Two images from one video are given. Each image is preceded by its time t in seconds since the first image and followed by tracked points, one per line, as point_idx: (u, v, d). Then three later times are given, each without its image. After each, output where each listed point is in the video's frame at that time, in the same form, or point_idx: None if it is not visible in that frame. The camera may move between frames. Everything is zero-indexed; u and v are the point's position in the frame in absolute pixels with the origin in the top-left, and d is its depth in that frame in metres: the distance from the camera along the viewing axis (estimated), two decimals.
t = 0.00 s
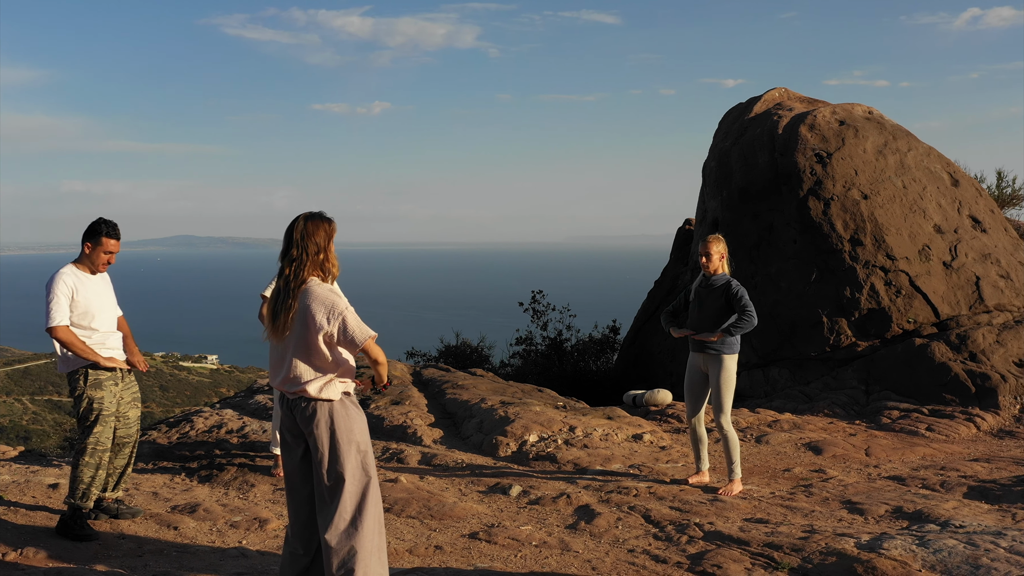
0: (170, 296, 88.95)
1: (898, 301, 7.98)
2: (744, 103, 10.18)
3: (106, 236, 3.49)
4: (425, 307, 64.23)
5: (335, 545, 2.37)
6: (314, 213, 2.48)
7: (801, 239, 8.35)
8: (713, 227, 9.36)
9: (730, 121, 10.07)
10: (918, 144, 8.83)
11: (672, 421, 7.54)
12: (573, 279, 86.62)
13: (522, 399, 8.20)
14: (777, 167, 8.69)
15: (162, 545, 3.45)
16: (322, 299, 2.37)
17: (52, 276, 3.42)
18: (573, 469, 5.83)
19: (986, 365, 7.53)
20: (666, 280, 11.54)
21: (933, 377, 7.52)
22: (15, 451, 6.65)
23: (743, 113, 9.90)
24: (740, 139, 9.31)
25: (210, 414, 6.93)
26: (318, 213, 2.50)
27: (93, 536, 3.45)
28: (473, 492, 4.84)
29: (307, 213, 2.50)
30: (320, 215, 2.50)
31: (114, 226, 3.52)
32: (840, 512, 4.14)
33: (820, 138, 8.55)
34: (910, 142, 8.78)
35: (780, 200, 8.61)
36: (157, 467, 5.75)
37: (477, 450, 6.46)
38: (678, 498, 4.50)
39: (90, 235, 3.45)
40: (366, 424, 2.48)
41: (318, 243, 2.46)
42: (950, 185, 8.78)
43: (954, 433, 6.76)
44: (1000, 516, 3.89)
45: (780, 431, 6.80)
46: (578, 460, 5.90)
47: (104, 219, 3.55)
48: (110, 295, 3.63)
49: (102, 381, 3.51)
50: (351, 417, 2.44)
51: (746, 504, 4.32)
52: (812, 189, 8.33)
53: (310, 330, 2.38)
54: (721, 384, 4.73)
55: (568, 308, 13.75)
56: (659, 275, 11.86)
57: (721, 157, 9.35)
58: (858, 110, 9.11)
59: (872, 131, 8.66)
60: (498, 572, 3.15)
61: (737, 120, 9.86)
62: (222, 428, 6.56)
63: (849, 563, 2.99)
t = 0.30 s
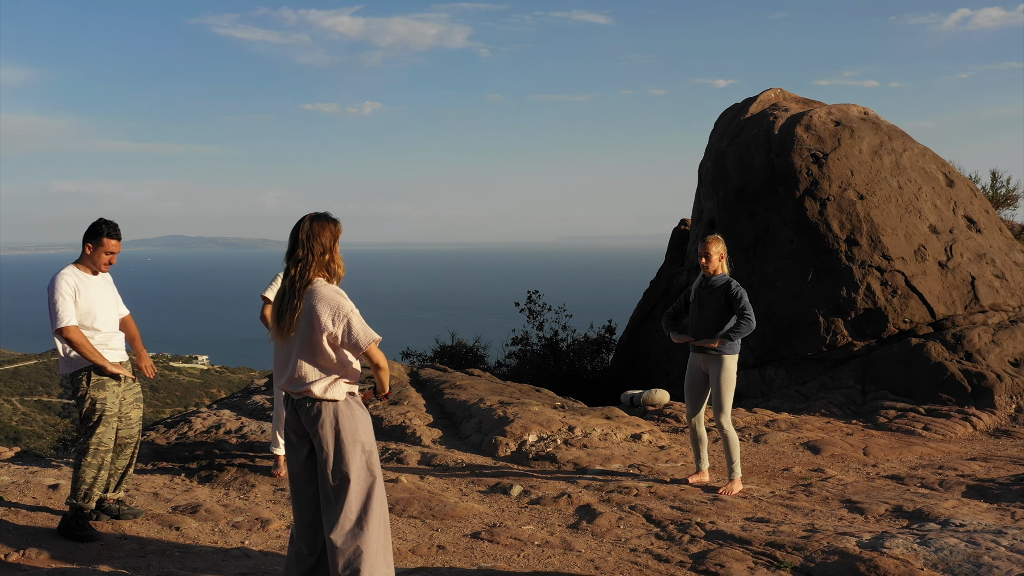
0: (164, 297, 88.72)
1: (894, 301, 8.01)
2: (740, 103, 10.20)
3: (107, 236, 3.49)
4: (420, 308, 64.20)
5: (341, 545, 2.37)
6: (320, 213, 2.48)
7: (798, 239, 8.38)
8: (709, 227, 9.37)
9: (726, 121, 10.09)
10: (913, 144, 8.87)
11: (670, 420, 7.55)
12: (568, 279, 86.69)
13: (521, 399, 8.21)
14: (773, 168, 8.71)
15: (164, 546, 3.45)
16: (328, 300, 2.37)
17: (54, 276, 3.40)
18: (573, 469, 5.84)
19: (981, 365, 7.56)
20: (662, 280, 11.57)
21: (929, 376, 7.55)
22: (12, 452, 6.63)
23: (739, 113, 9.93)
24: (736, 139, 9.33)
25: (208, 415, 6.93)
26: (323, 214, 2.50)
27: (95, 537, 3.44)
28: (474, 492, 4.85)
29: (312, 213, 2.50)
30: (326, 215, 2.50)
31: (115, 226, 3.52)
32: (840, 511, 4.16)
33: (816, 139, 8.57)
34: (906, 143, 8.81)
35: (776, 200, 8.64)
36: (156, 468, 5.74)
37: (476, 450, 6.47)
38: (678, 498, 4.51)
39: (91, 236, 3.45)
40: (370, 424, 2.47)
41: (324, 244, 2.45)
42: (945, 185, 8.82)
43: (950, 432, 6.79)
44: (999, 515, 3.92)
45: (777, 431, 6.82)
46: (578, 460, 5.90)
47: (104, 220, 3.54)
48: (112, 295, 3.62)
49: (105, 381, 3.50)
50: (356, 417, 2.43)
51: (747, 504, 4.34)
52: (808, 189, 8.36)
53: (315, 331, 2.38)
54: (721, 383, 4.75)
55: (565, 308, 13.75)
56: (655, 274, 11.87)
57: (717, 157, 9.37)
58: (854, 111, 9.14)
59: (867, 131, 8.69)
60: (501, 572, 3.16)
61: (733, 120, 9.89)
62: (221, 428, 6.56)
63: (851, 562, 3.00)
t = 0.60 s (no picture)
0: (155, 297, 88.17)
1: (890, 301, 8.04)
2: (736, 104, 10.23)
3: (109, 236, 3.49)
4: (416, 308, 64.17)
5: (346, 544, 2.36)
6: (324, 214, 2.48)
7: (794, 239, 8.41)
8: (706, 227, 9.39)
9: (722, 122, 10.12)
10: (908, 144, 8.90)
11: (668, 420, 7.57)
12: (564, 279, 86.76)
13: (518, 399, 8.22)
14: (769, 168, 8.74)
15: (166, 546, 3.45)
16: (332, 301, 2.36)
17: (55, 277, 3.39)
18: (573, 468, 5.85)
19: (977, 364, 7.59)
20: (658, 280, 11.59)
21: (926, 375, 7.57)
22: (8, 452, 6.60)
23: (735, 114, 9.95)
24: (732, 139, 9.35)
25: (206, 415, 6.92)
26: (327, 214, 2.50)
27: (97, 537, 3.44)
28: (474, 491, 4.85)
29: (316, 214, 2.50)
30: (330, 216, 2.50)
31: (116, 225, 3.52)
32: (840, 510, 4.17)
33: (812, 139, 8.59)
34: (901, 143, 8.85)
35: (772, 200, 8.66)
36: (155, 468, 5.74)
37: (475, 450, 6.47)
38: (679, 497, 4.52)
39: (93, 235, 3.45)
40: (374, 424, 2.46)
41: (328, 244, 2.45)
42: (941, 185, 8.86)
43: (947, 431, 6.82)
44: (998, 514, 3.94)
45: (775, 430, 6.83)
46: (578, 460, 5.91)
47: (105, 219, 3.53)
48: (114, 295, 3.62)
49: (107, 382, 3.50)
50: (360, 417, 2.42)
51: (747, 503, 4.35)
52: (805, 189, 8.38)
53: (320, 331, 2.37)
54: (721, 383, 4.76)
55: (560, 308, 13.76)
56: (651, 274, 11.88)
57: (713, 158, 9.39)
58: (850, 111, 9.17)
59: (863, 132, 8.72)
60: (504, 571, 3.16)
61: (729, 120, 9.91)
62: (219, 428, 6.55)
63: (852, 561, 3.01)
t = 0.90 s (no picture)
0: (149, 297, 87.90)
1: (886, 301, 8.07)
2: (732, 104, 10.26)
3: (110, 235, 3.49)
4: (411, 308, 64.11)
5: (350, 544, 2.35)
6: (329, 214, 2.47)
7: (790, 239, 8.44)
8: (702, 227, 9.41)
9: (718, 122, 10.14)
10: (903, 145, 8.94)
11: (666, 420, 7.58)
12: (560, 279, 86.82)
13: (516, 399, 8.22)
14: (765, 168, 8.76)
15: (168, 546, 3.44)
16: (337, 302, 2.36)
17: (56, 277, 3.39)
18: (572, 468, 5.85)
19: (973, 364, 7.62)
20: (653, 280, 11.61)
21: (922, 374, 7.60)
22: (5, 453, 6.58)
23: (731, 114, 9.97)
24: (728, 139, 9.37)
25: (203, 415, 6.91)
26: (332, 214, 2.50)
27: (98, 537, 3.43)
28: (475, 491, 4.85)
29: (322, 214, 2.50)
30: (335, 216, 2.49)
31: (117, 224, 3.52)
32: (839, 509, 4.19)
33: (807, 139, 8.62)
34: (896, 143, 8.88)
35: (768, 200, 8.69)
36: (155, 468, 5.72)
37: (474, 450, 6.47)
38: (679, 496, 4.54)
39: (93, 235, 3.44)
40: (379, 424, 2.45)
41: (333, 245, 2.45)
42: (936, 186, 8.89)
43: (943, 430, 6.84)
44: (997, 512, 3.96)
45: (772, 430, 6.85)
46: (577, 459, 5.92)
47: (105, 219, 3.54)
48: (115, 294, 3.61)
49: (109, 381, 3.49)
50: (365, 417, 2.41)
51: (747, 502, 4.36)
52: (801, 189, 8.41)
53: (325, 331, 2.37)
54: (720, 382, 4.78)
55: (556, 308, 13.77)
56: (646, 274, 11.90)
57: (709, 158, 9.41)
58: (845, 112, 9.19)
59: (858, 132, 8.75)
60: (506, 571, 3.17)
61: (725, 120, 9.93)
62: (216, 429, 6.54)
63: (854, 559, 3.02)
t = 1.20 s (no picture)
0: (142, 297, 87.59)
1: (881, 301, 8.10)
2: (727, 105, 10.28)
3: (110, 235, 3.48)
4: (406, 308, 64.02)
5: (354, 544, 2.34)
6: (332, 215, 2.47)
7: (786, 240, 8.46)
8: (697, 227, 9.43)
9: (712, 123, 10.16)
10: (898, 145, 8.98)
11: (663, 420, 7.60)
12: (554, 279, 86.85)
13: (513, 399, 8.22)
14: (760, 169, 8.79)
15: (169, 547, 3.44)
16: (341, 302, 2.37)
17: (57, 278, 3.39)
18: (570, 468, 5.86)
19: (968, 363, 7.65)
20: (648, 280, 11.64)
21: (917, 374, 7.63)
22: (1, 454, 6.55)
23: (725, 115, 9.99)
24: (723, 140, 9.39)
25: (200, 416, 6.90)
26: (336, 215, 2.49)
27: (98, 538, 3.42)
28: (474, 491, 4.86)
29: (325, 214, 2.49)
30: (338, 217, 2.49)
31: (117, 224, 3.51)
32: (838, 509, 4.20)
33: (802, 140, 8.65)
34: (891, 144, 8.92)
35: (764, 201, 8.72)
36: (153, 469, 5.70)
37: (472, 450, 6.47)
38: (678, 496, 4.55)
39: (94, 235, 3.44)
40: (382, 424, 2.44)
41: (336, 245, 2.45)
42: (930, 186, 8.93)
43: (938, 430, 6.87)
44: (994, 511, 3.98)
45: (770, 430, 6.87)
46: (576, 459, 5.93)
47: (106, 219, 3.53)
48: (116, 295, 3.61)
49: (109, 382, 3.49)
50: (369, 417, 2.40)
51: (746, 501, 4.38)
52: (796, 190, 8.44)
53: (328, 332, 2.37)
54: (719, 382, 4.79)
55: (551, 308, 13.77)
56: (641, 274, 11.93)
57: (704, 158, 9.42)
58: (840, 113, 9.22)
59: (853, 133, 8.78)
60: (508, 570, 3.17)
61: (720, 121, 9.96)
62: (214, 429, 6.53)
63: (855, 558, 3.04)
